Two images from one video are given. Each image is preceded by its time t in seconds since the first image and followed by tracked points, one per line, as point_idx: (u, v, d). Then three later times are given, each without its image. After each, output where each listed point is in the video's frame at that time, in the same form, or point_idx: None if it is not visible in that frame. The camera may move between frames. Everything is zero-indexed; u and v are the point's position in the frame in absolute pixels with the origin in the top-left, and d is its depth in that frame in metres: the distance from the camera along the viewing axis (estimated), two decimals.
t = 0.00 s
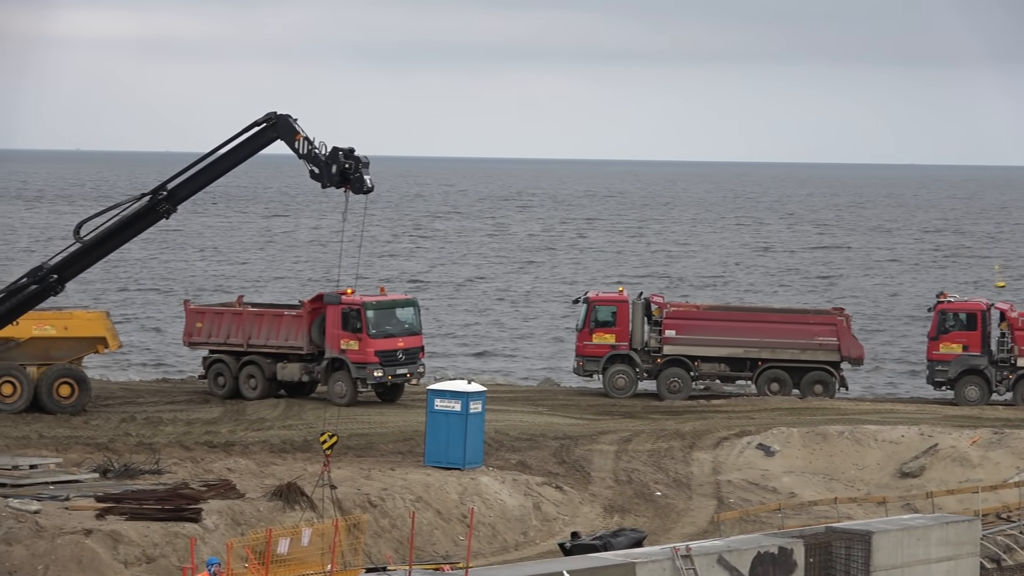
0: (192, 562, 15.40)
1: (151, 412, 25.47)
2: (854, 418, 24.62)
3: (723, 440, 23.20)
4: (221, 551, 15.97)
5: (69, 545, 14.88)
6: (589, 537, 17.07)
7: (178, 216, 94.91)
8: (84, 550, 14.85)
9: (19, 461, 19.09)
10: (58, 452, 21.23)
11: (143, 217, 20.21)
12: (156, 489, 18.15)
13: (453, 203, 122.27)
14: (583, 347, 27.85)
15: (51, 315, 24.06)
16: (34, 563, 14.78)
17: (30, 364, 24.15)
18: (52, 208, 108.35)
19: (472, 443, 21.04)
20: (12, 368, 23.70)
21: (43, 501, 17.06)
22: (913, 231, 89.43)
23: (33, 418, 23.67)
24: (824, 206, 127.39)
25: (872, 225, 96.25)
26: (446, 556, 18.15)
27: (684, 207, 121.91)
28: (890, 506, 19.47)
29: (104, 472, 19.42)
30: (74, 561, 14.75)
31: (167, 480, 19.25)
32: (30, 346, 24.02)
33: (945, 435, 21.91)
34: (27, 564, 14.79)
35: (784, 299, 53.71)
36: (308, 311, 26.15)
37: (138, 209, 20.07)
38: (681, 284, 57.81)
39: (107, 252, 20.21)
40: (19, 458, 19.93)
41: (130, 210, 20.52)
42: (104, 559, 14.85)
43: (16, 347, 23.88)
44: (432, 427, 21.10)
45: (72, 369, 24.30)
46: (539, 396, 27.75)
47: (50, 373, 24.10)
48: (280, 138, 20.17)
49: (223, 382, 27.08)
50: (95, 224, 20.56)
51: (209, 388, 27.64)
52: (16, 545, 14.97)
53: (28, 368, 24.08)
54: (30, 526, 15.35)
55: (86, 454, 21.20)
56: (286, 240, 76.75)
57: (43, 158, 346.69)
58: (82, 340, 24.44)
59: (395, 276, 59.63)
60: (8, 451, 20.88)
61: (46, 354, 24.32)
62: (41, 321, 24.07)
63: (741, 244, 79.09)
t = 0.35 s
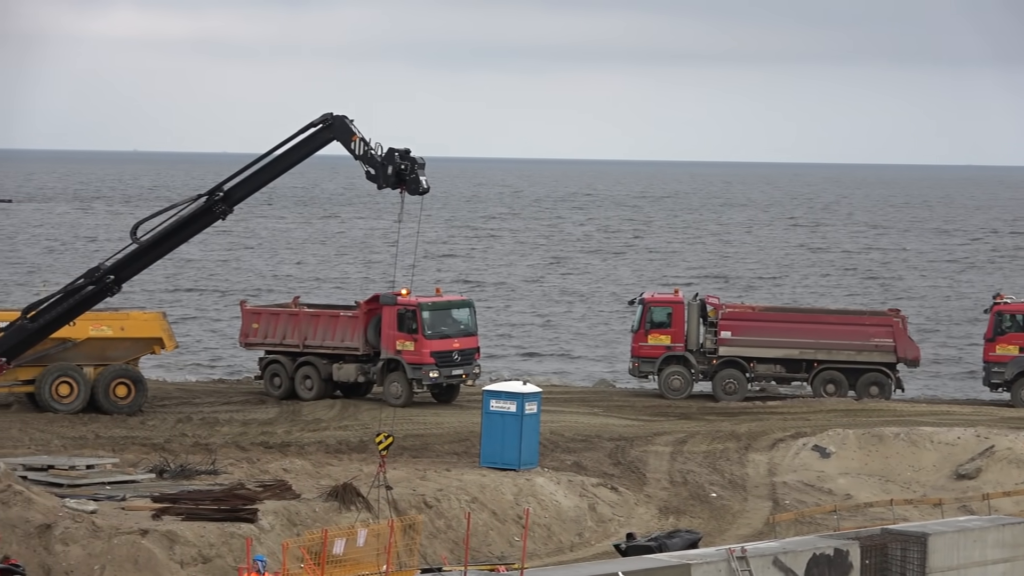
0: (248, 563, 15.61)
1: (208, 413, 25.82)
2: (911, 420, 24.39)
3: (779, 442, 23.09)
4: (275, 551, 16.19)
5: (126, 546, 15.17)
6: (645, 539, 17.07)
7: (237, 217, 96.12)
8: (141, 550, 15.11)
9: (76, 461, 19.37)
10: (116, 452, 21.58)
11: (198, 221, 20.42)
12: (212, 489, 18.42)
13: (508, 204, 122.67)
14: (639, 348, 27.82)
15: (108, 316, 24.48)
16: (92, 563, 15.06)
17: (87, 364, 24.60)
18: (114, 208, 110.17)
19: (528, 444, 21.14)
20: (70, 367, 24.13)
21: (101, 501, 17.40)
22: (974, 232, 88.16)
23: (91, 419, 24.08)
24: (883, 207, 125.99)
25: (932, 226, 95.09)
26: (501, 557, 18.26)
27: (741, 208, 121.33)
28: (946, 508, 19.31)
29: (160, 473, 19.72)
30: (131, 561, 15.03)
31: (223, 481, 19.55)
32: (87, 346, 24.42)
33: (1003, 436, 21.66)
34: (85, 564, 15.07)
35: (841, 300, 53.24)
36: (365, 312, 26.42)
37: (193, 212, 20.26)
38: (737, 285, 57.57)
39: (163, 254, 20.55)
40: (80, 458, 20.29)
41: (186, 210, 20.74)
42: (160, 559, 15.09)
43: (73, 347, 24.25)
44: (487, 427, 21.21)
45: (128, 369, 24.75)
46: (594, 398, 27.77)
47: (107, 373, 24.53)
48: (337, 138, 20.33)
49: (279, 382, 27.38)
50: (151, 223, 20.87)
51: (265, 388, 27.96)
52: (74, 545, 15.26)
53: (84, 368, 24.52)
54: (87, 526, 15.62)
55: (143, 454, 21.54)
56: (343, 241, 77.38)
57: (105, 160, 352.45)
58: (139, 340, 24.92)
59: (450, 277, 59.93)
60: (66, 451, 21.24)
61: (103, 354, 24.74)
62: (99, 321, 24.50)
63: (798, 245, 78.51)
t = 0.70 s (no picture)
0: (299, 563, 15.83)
1: (259, 413, 26.15)
2: (963, 421, 24.19)
3: (830, 443, 22.96)
4: (326, 551, 16.42)
5: (177, 546, 15.45)
6: (695, 540, 17.08)
7: (289, 217, 97.09)
8: (192, 550, 15.38)
9: (128, 461, 19.69)
10: (168, 452, 21.90)
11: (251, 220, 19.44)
12: (264, 490, 18.68)
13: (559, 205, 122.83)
14: (690, 349, 27.76)
15: (161, 316, 24.89)
16: (144, 563, 15.36)
17: (139, 365, 25.04)
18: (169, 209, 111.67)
19: (578, 445, 21.23)
20: (122, 368, 24.56)
21: (152, 501, 17.71)
22: None
23: (143, 419, 24.47)
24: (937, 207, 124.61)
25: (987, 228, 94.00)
26: (552, 558, 18.36)
27: (793, 209, 120.60)
28: (998, 510, 19.17)
29: (211, 473, 20.01)
30: (182, 561, 15.29)
31: (275, 481, 19.82)
32: (139, 346, 24.84)
33: None
34: (137, 564, 15.36)
35: (894, 301, 52.82)
36: (415, 313, 26.61)
37: (247, 212, 19.28)
38: (790, 286, 57.24)
39: (218, 255, 19.52)
40: (133, 458, 20.63)
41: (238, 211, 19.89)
42: (211, 559, 15.34)
43: (125, 347, 24.68)
44: (538, 428, 21.31)
45: (179, 370, 25.15)
46: (645, 399, 27.77)
47: (158, 374, 24.94)
48: (387, 139, 20.12)
49: (330, 383, 27.66)
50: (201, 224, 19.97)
51: (316, 388, 28.24)
52: (126, 545, 15.56)
53: (135, 368, 24.96)
54: (138, 526, 15.91)
55: (196, 454, 21.86)
56: (394, 242, 77.83)
57: (161, 162, 357.35)
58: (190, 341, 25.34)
59: (500, 278, 60.15)
60: (118, 451, 21.58)
61: (154, 354, 25.16)
62: (151, 322, 24.91)
63: (851, 245, 77.91)
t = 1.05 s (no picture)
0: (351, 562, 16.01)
1: (313, 413, 26.45)
2: (1019, 422, 23.96)
3: (884, 443, 22.81)
4: (379, 550, 16.63)
5: (230, 545, 15.70)
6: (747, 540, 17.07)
7: (343, 217, 97.91)
8: (245, 549, 15.64)
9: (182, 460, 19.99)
10: (223, 451, 22.23)
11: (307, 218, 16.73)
12: (316, 490, 18.92)
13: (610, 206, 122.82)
14: (743, 349, 27.67)
15: (214, 317, 25.25)
16: (197, 562, 15.66)
17: (192, 365, 25.48)
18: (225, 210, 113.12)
19: (631, 445, 21.28)
20: (175, 367, 25.00)
21: (206, 501, 18.00)
22: None
23: (196, 419, 24.87)
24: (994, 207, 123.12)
25: None
26: (605, 558, 18.45)
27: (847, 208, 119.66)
28: None
29: (265, 472, 20.29)
30: (236, 561, 15.55)
31: (327, 481, 20.07)
32: (193, 346, 25.28)
33: None
34: (190, 564, 15.65)
35: (949, 301, 52.34)
36: (468, 313, 26.77)
37: (304, 208, 16.51)
38: (844, 287, 56.84)
39: (277, 253, 16.53)
40: (188, 458, 20.98)
41: (292, 211, 17.29)
42: (263, 558, 15.59)
43: (178, 347, 25.10)
44: (591, 428, 21.39)
45: (231, 370, 25.49)
46: (698, 399, 27.74)
47: (211, 374, 25.33)
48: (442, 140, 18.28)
49: (383, 383, 27.90)
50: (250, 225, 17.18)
51: (369, 388, 28.49)
52: (179, 545, 15.87)
53: (189, 368, 25.38)
54: (192, 526, 16.20)
55: (250, 453, 22.17)
56: (446, 242, 78.24)
57: (217, 164, 361.66)
58: (243, 340, 25.67)
59: (551, 278, 60.32)
60: (171, 451, 21.91)
61: (207, 354, 25.57)
62: (204, 321, 25.30)
63: (906, 245, 77.24)
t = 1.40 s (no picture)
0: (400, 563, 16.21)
1: (363, 414, 26.72)
2: None
3: (934, 445, 22.67)
4: (429, 551, 16.83)
5: (280, 545, 15.95)
6: (797, 542, 17.07)
7: (393, 219, 98.66)
8: (295, 550, 15.88)
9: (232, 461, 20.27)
10: (274, 451, 22.55)
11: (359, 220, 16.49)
12: (366, 490, 19.15)
13: (660, 207, 122.75)
14: (793, 350, 27.57)
15: (264, 317, 25.61)
16: (247, 562, 15.93)
17: (242, 365, 25.86)
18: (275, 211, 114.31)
19: (681, 446, 21.31)
20: (225, 368, 25.38)
21: (257, 501, 18.27)
22: None
23: (246, 419, 25.22)
24: None
25: None
26: (654, 559, 18.53)
27: (898, 209, 118.79)
28: None
29: (315, 473, 20.55)
30: (286, 561, 15.80)
31: (377, 482, 20.31)
32: (243, 346, 25.64)
33: None
34: (241, 564, 15.92)
35: (1003, 302, 51.84)
36: (518, 314, 26.89)
37: (357, 209, 16.28)
38: (896, 287, 56.49)
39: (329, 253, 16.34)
40: (239, 458, 21.29)
41: (343, 212, 17.03)
42: (313, 559, 15.83)
43: (229, 348, 25.48)
44: (641, 430, 21.44)
45: (281, 371, 25.85)
46: (748, 400, 27.68)
47: (262, 375, 25.70)
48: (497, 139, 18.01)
49: (433, 383, 28.12)
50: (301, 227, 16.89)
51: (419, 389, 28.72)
52: (230, 545, 16.14)
53: (239, 368, 25.76)
54: (242, 526, 16.46)
55: (301, 454, 22.46)
56: (495, 243, 78.63)
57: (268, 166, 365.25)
58: (293, 341, 26.03)
59: (599, 279, 60.42)
60: (222, 452, 22.23)
61: (258, 355, 25.93)
62: (255, 323, 25.67)
63: (958, 246, 76.53)
